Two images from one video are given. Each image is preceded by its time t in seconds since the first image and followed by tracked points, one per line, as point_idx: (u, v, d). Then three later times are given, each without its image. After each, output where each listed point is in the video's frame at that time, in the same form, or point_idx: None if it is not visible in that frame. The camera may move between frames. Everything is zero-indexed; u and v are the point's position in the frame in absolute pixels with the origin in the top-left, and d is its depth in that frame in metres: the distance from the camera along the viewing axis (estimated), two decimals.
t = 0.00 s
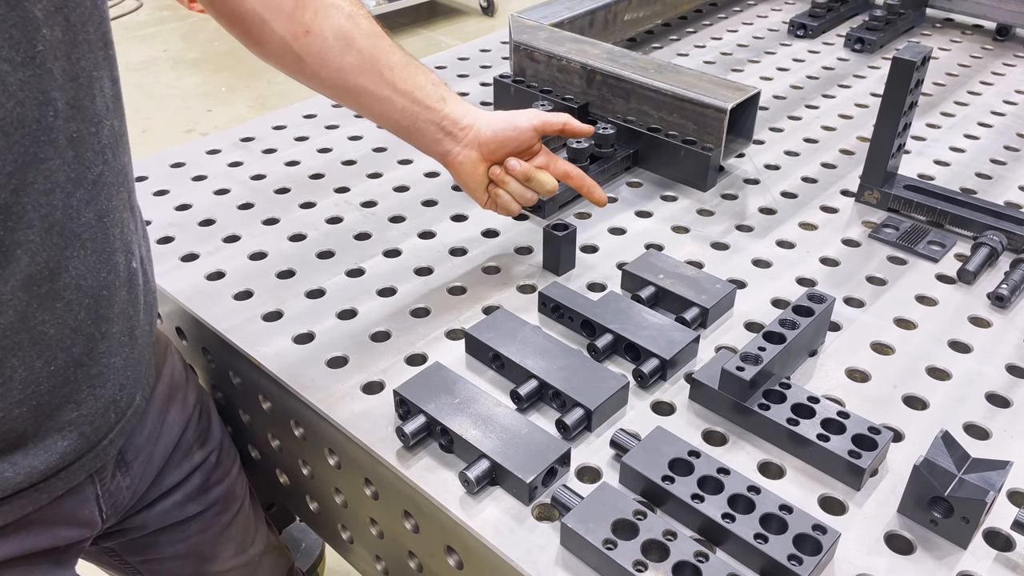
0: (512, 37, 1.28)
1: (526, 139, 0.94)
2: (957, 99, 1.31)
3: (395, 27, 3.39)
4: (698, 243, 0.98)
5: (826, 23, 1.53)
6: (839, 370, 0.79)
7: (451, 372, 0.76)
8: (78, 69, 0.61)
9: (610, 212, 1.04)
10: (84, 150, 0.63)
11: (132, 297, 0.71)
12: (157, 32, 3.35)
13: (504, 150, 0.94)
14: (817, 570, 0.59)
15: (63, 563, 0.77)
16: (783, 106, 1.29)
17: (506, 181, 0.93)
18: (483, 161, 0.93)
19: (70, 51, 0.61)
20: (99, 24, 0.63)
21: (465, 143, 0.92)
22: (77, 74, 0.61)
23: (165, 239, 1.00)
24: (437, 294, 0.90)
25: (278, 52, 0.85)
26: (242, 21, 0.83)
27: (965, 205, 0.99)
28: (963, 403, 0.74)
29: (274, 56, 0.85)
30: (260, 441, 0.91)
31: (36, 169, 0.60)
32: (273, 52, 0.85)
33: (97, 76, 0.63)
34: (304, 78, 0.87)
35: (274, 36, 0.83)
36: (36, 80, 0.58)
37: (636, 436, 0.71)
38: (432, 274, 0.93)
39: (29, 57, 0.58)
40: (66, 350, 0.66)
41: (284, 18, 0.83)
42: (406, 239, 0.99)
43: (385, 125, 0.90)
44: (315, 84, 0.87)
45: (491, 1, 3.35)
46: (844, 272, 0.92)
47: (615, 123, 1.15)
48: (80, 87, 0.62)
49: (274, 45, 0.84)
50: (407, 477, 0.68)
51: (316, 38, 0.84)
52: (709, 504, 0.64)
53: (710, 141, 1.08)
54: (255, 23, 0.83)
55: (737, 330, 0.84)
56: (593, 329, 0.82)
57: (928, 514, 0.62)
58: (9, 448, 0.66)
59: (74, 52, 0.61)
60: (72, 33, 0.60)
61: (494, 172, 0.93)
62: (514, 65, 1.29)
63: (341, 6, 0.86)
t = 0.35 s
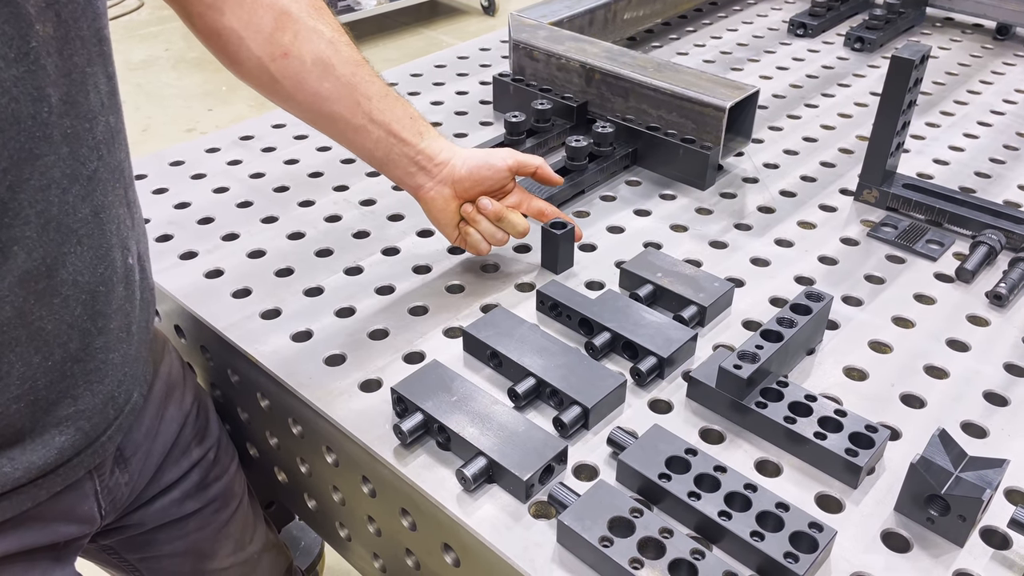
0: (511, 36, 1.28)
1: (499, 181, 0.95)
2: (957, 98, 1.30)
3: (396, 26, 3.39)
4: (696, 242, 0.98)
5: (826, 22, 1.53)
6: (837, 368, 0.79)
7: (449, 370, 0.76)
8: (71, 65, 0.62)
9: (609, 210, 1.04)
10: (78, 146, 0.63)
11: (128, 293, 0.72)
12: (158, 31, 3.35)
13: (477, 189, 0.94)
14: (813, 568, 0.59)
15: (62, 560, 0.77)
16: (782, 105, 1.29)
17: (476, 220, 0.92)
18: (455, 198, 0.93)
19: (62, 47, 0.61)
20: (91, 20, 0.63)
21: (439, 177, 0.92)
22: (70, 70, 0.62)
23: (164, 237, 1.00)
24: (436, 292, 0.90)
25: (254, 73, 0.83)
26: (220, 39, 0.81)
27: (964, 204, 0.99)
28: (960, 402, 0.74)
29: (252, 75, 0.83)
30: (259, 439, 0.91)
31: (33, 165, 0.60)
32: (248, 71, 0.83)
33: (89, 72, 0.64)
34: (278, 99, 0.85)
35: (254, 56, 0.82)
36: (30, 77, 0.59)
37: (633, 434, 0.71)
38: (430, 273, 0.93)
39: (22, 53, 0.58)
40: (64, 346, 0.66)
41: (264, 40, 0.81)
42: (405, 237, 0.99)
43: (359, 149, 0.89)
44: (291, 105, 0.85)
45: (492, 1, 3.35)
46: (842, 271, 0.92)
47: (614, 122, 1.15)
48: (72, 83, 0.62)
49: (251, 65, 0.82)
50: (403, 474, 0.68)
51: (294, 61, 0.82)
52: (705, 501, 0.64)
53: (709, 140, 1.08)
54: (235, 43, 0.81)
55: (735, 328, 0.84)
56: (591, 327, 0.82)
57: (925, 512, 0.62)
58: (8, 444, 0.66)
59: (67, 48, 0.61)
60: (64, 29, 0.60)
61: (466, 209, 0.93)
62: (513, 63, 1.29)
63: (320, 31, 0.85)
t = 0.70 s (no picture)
0: (511, 34, 1.28)
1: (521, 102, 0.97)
2: (957, 97, 1.31)
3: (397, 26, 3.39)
4: (695, 240, 0.98)
5: (826, 21, 1.53)
6: (835, 366, 0.79)
7: (448, 367, 0.76)
8: (71, 63, 0.62)
9: (608, 208, 1.04)
10: (77, 143, 0.63)
11: (127, 289, 0.72)
12: (159, 31, 3.35)
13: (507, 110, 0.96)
14: (811, 565, 0.59)
15: (62, 554, 0.77)
16: (782, 103, 1.29)
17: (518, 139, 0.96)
18: (492, 116, 0.94)
19: (62, 45, 0.61)
20: (89, 16, 0.63)
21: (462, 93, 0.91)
22: (69, 67, 0.62)
23: (164, 234, 1.00)
24: (435, 289, 0.90)
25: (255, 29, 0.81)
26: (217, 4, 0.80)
27: (963, 202, 0.99)
28: (959, 400, 0.74)
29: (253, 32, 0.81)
30: (258, 436, 0.91)
31: (33, 161, 0.60)
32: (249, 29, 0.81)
33: (89, 70, 0.64)
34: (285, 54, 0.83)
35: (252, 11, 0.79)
36: (29, 74, 0.59)
37: (631, 432, 0.71)
38: (430, 271, 0.93)
39: (22, 50, 0.58)
40: (64, 342, 0.67)
41: None
42: (405, 235, 0.99)
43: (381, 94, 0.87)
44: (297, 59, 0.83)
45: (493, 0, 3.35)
46: (840, 269, 0.92)
47: (614, 120, 1.15)
48: (72, 80, 0.62)
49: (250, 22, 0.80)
50: (402, 472, 0.69)
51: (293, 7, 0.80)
52: (703, 498, 0.64)
53: (708, 138, 1.07)
54: None
55: (733, 326, 0.84)
56: (590, 325, 0.82)
57: (923, 509, 0.62)
58: (8, 438, 0.66)
59: (67, 45, 0.61)
60: (64, 26, 0.60)
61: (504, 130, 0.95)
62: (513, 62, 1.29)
63: None
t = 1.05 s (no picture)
0: (512, 34, 1.28)
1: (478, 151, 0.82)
2: (959, 97, 1.30)
3: (398, 26, 3.39)
4: (697, 240, 0.97)
5: (828, 20, 1.52)
6: (837, 366, 0.78)
7: (448, 368, 0.76)
8: (66, 63, 0.61)
9: (609, 208, 1.04)
10: (72, 143, 0.63)
11: (122, 289, 0.72)
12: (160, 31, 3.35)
13: (455, 156, 0.81)
14: (813, 566, 0.59)
15: (57, 555, 0.76)
16: (784, 103, 1.29)
17: (456, 193, 0.80)
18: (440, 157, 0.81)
19: (57, 44, 0.60)
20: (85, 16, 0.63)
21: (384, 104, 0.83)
22: (64, 67, 0.61)
23: (164, 234, 1.00)
24: (436, 289, 0.90)
25: (214, 27, 0.81)
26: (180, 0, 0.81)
27: (965, 202, 0.99)
28: (961, 400, 0.74)
29: (213, 33, 0.82)
30: (259, 436, 0.91)
31: (26, 161, 0.60)
32: (210, 29, 0.82)
33: (84, 70, 0.63)
34: (240, 57, 0.82)
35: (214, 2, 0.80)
36: (24, 74, 0.59)
37: (633, 432, 0.71)
38: (431, 270, 0.93)
39: (17, 51, 0.58)
40: (59, 342, 0.67)
41: None
42: (405, 235, 0.99)
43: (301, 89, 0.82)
44: (252, 62, 0.82)
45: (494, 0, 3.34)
46: (842, 269, 0.92)
47: (615, 120, 1.15)
48: (68, 80, 0.62)
49: (211, 18, 0.81)
50: (403, 472, 0.68)
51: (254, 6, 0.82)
52: (705, 499, 0.64)
53: (709, 138, 1.08)
54: None
55: (735, 326, 0.84)
56: (591, 325, 0.82)
57: (925, 510, 0.62)
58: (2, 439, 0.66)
59: (62, 45, 0.61)
60: (59, 26, 0.60)
61: (441, 177, 0.80)
62: (514, 62, 1.29)
63: None
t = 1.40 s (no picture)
0: (512, 34, 1.27)
1: (450, 127, 0.73)
2: (961, 97, 1.30)
3: (399, 25, 3.38)
4: (697, 240, 0.97)
5: (830, 20, 1.52)
6: (839, 368, 0.78)
7: (448, 369, 0.76)
8: (54, 62, 0.61)
9: (609, 209, 1.04)
10: (61, 143, 0.63)
11: (116, 291, 0.72)
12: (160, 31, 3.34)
13: (433, 139, 0.73)
14: (815, 570, 0.58)
15: (51, 558, 0.76)
16: (785, 103, 1.28)
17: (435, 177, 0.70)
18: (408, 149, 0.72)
19: (45, 44, 0.60)
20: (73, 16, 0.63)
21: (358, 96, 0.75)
22: (52, 67, 0.61)
23: (162, 234, 0.99)
24: (436, 290, 0.89)
25: (202, 14, 0.77)
26: None
27: (968, 203, 0.98)
28: (964, 402, 0.73)
29: (201, 19, 0.78)
30: (257, 438, 0.91)
31: (14, 162, 0.60)
32: (198, 15, 0.78)
33: (73, 69, 0.63)
34: (228, 45, 0.78)
35: None
36: (12, 74, 0.58)
37: (633, 434, 0.71)
38: (430, 271, 0.92)
39: (4, 51, 0.58)
40: (50, 344, 0.66)
41: None
42: (405, 235, 0.99)
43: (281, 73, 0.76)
44: (240, 54, 0.78)
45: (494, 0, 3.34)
46: (844, 270, 0.91)
47: (615, 120, 1.14)
48: (56, 80, 0.62)
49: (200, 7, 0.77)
50: (402, 474, 0.68)
51: None
52: (706, 502, 0.63)
53: (711, 138, 1.07)
54: None
55: (736, 328, 0.83)
56: (591, 326, 0.82)
57: (928, 513, 0.62)
58: None
59: (50, 45, 0.61)
60: (47, 26, 0.60)
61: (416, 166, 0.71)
62: (514, 61, 1.28)
63: None
